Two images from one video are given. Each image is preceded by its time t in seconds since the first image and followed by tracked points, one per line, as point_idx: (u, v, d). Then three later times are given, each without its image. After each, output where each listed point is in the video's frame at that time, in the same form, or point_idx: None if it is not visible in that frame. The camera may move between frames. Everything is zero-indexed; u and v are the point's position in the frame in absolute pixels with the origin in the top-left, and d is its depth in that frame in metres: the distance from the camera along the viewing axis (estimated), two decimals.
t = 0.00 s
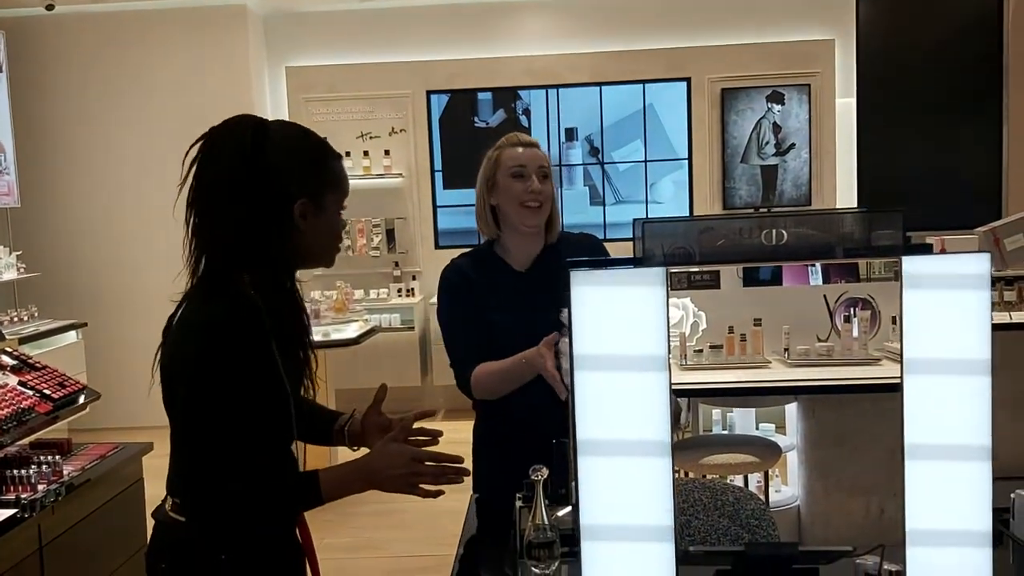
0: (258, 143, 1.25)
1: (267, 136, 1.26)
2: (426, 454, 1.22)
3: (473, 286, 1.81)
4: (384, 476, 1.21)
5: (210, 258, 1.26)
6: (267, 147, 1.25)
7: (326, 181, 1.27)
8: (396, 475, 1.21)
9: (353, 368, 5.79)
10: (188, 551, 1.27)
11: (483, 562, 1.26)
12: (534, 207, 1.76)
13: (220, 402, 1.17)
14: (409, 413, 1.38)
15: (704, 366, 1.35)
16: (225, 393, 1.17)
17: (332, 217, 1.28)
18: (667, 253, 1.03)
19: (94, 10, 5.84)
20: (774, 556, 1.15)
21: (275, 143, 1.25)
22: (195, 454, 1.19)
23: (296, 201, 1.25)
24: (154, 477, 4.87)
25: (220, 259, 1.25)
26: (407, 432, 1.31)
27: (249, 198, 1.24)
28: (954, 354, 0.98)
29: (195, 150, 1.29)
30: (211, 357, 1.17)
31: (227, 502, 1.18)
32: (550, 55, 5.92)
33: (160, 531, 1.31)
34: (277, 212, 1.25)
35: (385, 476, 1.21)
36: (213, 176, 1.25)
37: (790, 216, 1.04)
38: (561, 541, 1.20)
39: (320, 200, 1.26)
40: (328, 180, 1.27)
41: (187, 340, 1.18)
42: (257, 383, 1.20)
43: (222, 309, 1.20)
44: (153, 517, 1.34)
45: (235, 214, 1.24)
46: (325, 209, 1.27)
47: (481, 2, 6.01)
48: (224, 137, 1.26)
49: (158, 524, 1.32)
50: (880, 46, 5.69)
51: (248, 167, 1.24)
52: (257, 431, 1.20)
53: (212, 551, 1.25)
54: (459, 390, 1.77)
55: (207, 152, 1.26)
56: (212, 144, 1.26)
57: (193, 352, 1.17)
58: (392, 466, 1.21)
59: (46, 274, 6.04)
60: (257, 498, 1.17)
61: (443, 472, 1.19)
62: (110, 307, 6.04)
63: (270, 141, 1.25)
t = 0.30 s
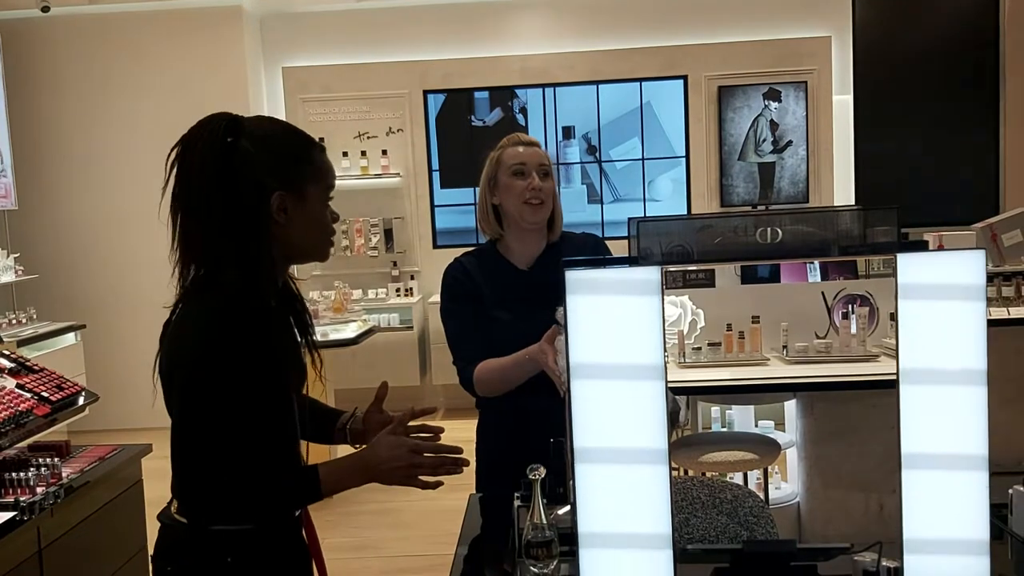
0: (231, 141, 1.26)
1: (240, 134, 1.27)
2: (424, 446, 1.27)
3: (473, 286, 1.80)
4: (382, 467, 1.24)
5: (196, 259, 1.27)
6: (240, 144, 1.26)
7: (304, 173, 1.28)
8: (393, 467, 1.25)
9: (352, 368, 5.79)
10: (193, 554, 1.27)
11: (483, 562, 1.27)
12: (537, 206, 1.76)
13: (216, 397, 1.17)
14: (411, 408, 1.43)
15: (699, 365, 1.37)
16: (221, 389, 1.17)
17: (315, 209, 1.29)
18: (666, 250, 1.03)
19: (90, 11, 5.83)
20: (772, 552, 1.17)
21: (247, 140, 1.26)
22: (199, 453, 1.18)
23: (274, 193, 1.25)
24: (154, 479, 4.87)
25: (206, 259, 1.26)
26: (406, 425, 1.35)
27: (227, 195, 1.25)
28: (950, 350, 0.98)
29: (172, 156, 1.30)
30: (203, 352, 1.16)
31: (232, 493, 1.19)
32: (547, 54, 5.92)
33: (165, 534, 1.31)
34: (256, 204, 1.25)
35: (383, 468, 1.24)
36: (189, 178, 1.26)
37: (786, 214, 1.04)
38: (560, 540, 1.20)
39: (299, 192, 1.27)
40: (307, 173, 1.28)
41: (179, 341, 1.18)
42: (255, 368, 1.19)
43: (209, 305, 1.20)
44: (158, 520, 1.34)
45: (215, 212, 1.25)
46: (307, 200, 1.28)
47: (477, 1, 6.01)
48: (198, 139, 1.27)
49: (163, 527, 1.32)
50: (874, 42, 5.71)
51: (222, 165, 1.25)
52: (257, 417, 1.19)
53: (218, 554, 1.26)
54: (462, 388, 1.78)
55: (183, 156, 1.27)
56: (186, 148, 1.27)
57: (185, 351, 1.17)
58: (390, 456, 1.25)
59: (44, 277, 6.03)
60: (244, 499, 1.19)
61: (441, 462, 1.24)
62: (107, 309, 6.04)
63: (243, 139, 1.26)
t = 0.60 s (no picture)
0: (225, 137, 1.26)
1: (234, 130, 1.27)
2: (432, 433, 1.21)
3: (474, 284, 1.79)
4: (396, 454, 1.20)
5: (198, 257, 1.27)
6: (233, 139, 1.26)
7: (298, 166, 1.27)
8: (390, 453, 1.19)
9: (352, 367, 5.79)
10: (200, 557, 1.26)
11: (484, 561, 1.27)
12: (536, 206, 1.75)
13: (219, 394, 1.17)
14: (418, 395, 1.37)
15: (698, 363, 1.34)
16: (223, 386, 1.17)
17: (312, 203, 1.28)
18: (665, 249, 1.03)
19: (90, 12, 5.84)
20: (770, 553, 1.16)
21: (241, 136, 1.26)
22: (206, 450, 1.20)
23: (270, 188, 1.25)
24: (154, 479, 4.87)
25: (206, 257, 1.27)
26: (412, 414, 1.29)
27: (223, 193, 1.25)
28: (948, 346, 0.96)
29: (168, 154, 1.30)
30: (204, 349, 1.16)
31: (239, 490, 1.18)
32: (546, 53, 5.91)
33: (172, 535, 1.30)
34: (253, 200, 1.25)
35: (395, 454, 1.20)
36: (185, 176, 1.26)
37: (785, 213, 1.04)
38: (559, 540, 1.19)
39: (294, 185, 1.26)
40: (301, 166, 1.27)
41: (181, 339, 1.19)
42: (263, 362, 1.18)
43: (208, 302, 1.20)
44: (165, 520, 1.33)
45: (214, 210, 1.25)
46: (302, 193, 1.27)
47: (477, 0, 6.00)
48: (190, 137, 1.27)
49: (170, 527, 1.31)
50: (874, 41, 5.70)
51: (216, 162, 1.25)
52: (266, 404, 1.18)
53: (225, 556, 1.25)
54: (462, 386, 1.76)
55: (177, 153, 1.27)
56: (180, 145, 1.27)
57: (188, 350, 1.17)
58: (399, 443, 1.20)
59: (44, 277, 6.03)
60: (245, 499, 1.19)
61: (450, 449, 1.18)
62: (107, 309, 6.04)
63: (237, 136, 1.27)
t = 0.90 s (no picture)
0: (240, 136, 1.26)
1: (249, 130, 1.27)
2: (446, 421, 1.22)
3: (474, 285, 1.79)
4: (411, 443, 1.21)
5: (207, 255, 1.28)
6: (247, 139, 1.26)
7: (307, 169, 1.26)
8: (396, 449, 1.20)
9: (353, 367, 5.79)
10: (211, 561, 1.27)
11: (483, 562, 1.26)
12: (534, 211, 1.76)
13: (223, 394, 1.17)
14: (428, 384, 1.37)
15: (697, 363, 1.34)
16: (226, 386, 1.17)
17: (318, 209, 1.27)
18: (665, 249, 1.03)
19: (90, 13, 5.84)
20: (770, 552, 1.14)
21: (254, 135, 1.26)
22: (212, 446, 1.21)
23: (277, 189, 1.24)
24: (154, 480, 4.87)
25: (214, 256, 1.27)
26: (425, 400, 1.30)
27: (235, 192, 1.25)
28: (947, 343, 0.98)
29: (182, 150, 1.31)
30: (209, 349, 1.17)
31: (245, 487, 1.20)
32: (545, 53, 5.92)
33: (179, 539, 1.30)
34: (262, 201, 1.24)
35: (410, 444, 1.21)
36: (199, 175, 1.26)
37: (785, 213, 1.04)
38: (559, 540, 1.20)
39: (301, 189, 1.25)
40: (309, 169, 1.26)
41: (187, 338, 1.20)
42: (267, 361, 1.18)
43: (214, 302, 1.20)
44: (172, 524, 1.33)
45: (223, 209, 1.25)
46: (309, 198, 1.26)
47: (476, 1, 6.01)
48: (205, 135, 1.27)
49: (177, 531, 1.31)
50: (873, 41, 5.70)
51: (228, 161, 1.25)
52: (273, 405, 1.18)
53: (235, 559, 1.26)
54: (462, 388, 1.75)
55: (192, 149, 1.28)
56: (195, 142, 1.28)
57: (194, 349, 1.18)
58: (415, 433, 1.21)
59: (43, 278, 6.03)
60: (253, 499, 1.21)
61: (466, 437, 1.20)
62: (107, 310, 6.04)
63: (251, 135, 1.27)
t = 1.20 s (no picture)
0: (279, 137, 1.26)
1: (290, 129, 1.27)
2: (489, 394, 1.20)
3: (472, 285, 1.79)
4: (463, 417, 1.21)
5: (247, 253, 1.28)
6: (288, 138, 1.26)
7: (341, 170, 1.26)
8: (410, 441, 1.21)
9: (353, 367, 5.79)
10: (247, 557, 1.28)
11: (485, 562, 1.28)
12: (533, 211, 1.76)
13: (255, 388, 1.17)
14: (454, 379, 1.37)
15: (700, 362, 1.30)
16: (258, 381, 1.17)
17: (349, 211, 1.27)
18: (664, 248, 1.04)
19: (88, 13, 5.83)
20: (769, 551, 1.16)
21: (294, 135, 1.26)
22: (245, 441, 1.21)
23: (310, 193, 1.24)
24: (154, 481, 4.87)
25: (252, 254, 1.27)
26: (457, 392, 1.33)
27: (273, 194, 1.25)
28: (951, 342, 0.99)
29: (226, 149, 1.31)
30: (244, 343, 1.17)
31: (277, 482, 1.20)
32: (544, 52, 5.91)
33: (212, 535, 1.32)
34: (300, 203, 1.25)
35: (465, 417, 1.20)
36: (239, 176, 1.27)
37: (784, 212, 1.04)
38: (558, 539, 1.19)
39: (335, 191, 1.25)
40: (343, 171, 1.26)
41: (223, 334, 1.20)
42: (299, 362, 1.18)
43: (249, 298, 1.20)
44: (205, 521, 1.35)
45: (263, 208, 1.26)
46: (342, 199, 1.26)
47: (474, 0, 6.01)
48: (245, 136, 1.27)
49: (210, 527, 1.33)
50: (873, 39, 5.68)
51: (269, 160, 1.25)
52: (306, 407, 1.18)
53: (270, 555, 1.27)
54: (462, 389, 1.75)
55: (235, 148, 1.28)
56: (238, 140, 1.28)
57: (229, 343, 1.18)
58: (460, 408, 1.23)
59: (43, 279, 6.04)
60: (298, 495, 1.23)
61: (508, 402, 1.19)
62: (107, 311, 6.05)
63: (292, 135, 1.27)
